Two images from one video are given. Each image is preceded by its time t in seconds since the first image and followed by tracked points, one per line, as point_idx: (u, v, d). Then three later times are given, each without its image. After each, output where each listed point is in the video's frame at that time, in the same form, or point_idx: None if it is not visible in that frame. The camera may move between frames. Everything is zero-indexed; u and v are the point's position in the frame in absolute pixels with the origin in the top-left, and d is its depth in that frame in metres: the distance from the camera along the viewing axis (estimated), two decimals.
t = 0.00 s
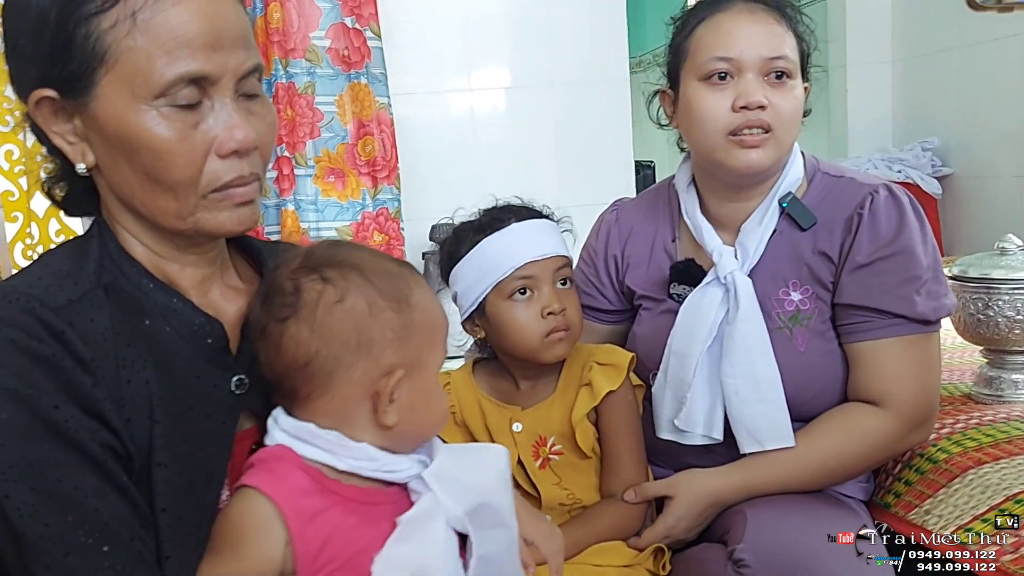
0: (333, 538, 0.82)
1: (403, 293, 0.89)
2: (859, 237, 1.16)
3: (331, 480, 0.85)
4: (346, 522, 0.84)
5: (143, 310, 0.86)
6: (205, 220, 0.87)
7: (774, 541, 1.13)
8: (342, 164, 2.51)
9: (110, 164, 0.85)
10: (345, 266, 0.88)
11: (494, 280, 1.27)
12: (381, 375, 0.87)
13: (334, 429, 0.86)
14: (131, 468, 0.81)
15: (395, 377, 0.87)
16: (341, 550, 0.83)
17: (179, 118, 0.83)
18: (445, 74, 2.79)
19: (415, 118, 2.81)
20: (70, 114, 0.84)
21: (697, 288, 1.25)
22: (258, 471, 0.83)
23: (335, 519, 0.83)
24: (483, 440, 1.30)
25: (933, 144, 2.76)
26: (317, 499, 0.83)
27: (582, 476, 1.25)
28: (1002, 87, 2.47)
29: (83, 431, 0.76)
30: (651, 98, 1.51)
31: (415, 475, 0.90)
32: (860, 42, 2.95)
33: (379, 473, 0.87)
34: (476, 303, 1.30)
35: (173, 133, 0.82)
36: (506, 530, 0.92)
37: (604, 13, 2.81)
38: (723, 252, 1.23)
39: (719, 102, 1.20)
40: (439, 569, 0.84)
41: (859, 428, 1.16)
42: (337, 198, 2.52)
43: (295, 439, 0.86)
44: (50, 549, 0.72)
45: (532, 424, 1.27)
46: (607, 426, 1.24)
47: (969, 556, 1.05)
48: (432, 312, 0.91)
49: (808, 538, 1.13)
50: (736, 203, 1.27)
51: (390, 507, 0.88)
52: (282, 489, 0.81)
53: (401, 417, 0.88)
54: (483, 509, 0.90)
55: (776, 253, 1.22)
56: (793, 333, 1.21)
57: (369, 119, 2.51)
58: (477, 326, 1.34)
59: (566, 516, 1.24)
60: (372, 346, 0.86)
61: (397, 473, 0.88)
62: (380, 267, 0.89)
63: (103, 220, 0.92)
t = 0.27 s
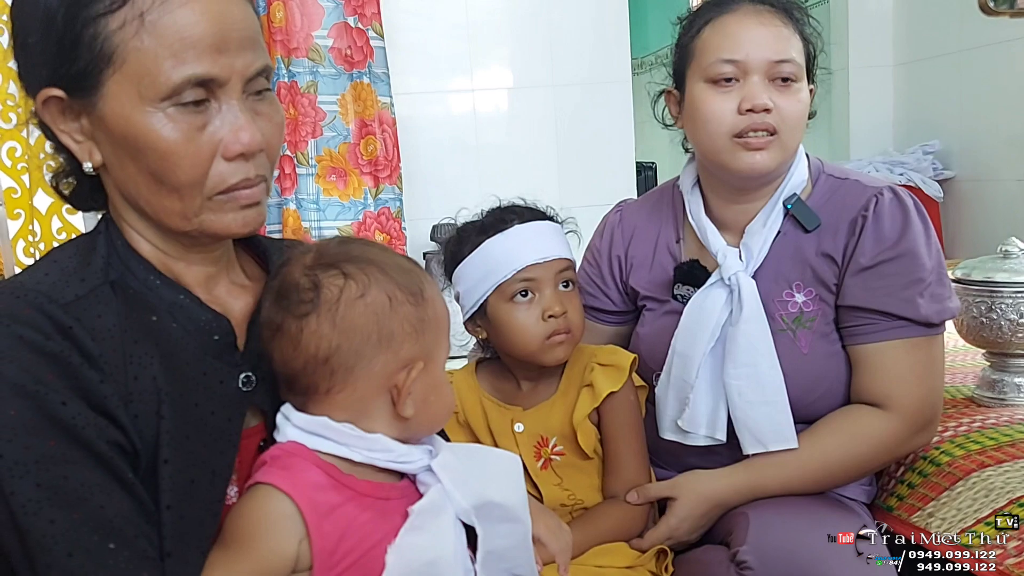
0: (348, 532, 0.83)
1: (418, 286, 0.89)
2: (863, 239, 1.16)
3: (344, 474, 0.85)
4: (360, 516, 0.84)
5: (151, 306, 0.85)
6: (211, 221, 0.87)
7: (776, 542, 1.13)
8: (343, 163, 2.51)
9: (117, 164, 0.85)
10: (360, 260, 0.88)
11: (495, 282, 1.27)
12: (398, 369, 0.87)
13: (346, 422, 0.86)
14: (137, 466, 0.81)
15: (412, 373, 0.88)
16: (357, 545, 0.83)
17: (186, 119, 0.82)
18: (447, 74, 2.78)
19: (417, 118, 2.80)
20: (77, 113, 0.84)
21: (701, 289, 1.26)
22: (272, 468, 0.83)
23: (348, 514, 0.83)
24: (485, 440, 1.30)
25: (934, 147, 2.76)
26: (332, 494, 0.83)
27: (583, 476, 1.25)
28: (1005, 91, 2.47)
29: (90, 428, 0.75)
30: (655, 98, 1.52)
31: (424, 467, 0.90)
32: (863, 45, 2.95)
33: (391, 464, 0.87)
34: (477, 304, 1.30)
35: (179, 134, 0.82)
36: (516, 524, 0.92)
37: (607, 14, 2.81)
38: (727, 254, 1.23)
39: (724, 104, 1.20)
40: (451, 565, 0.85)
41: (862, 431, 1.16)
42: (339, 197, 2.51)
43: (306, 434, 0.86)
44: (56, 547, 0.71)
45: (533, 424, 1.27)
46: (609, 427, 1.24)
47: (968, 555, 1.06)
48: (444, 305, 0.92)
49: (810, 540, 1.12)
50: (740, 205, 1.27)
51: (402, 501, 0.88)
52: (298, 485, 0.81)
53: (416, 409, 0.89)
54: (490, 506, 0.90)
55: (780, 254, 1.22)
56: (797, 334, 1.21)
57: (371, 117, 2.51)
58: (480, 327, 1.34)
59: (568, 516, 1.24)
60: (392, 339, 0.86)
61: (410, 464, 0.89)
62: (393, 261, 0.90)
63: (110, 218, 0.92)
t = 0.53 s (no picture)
0: (343, 531, 0.82)
1: (409, 287, 0.88)
2: (863, 241, 1.16)
3: (339, 473, 0.85)
4: (355, 516, 0.84)
5: (150, 305, 0.85)
6: (208, 224, 0.86)
7: (776, 542, 1.13)
8: (342, 163, 2.51)
9: (115, 165, 0.85)
10: (351, 260, 0.88)
11: (492, 282, 1.27)
12: (391, 369, 0.87)
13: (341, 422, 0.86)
14: (135, 465, 0.80)
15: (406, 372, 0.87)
16: (351, 544, 0.83)
17: (184, 123, 0.82)
18: (447, 73, 2.78)
19: (416, 117, 2.80)
20: (76, 114, 0.84)
21: (700, 288, 1.25)
22: (267, 467, 0.83)
23: (343, 513, 0.83)
24: (483, 441, 1.29)
25: (934, 149, 2.76)
26: (326, 493, 0.83)
27: (580, 477, 1.25)
28: (1006, 94, 2.47)
29: (89, 428, 0.75)
30: (657, 98, 1.52)
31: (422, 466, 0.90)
32: (863, 47, 2.95)
33: (386, 464, 0.87)
34: (474, 304, 1.30)
35: (177, 137, 0.82)
36: (512, 527, 0.92)
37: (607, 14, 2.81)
38: (727, 254, 1.23)
39: (723, 105, 1.20)
40: (447, 565, 0.85)
41: (860, 432, 1.16)
42: (338, 197, 2.51)
43: (302, 433, 0.85)
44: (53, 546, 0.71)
45: (530, 425, 1.27)
46: (606, 428, 1.24)
47: (968, 560, 1.05)
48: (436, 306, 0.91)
49: (807, 542, 1.12)
50: (740, 206, 1.26)
51: (397, 500, 0.88)
52: (293, 484, 0.81)
53: (413, 408, 0.89)
54: (485, 508, 0.90)
55: (779, 255, 1.22)
56: (796, 335, 1.20)
57: (370, 117, 2.51)
58: (476, 326, 1.34)
59: (564, 517, 1.24)
60: (382, 340, 0.86)
61: (405, 464, 0.88)
62: (384, 261, 0.89)
63: (109, 217, 0.92)
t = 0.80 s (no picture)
0: (345, 532, 0.83)
1: (410, 287, 0.88)
2: (863, 242, 1.16)
3: (340, 474, 0.85)
4: (356, 516, 0.84)
5: (148, 303, 0.85)
6: (205, 224, 0.87)
7: (774, 541, 1.13)
8: (343, 162, 2.51)
9: (112, 165, 0.85)
10: (350, 259, 0.87)
11: (489, 282, 1.27)
12: (390, 369, 0.87)
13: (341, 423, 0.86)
14: (134, 464, 0.80)
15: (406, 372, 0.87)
16: (352, 544, 0.83)
17: (181, 123, 0.82)
18: (448, 73, 2.78)
19: (417, 116, 2.80)
20: (73, 113, 0.84)
21: (701, 288, 1.26)
22: (269, 469, 0.83)
23: (344, 514, 0.83)
24: (480, 441, 1.29)
25: (934, 150, 2.75)
26: (328, 494, 0.83)
27: (577, 476, 1.25)
28: (1007, 96, 2.46)
29: (87, 425, 0.75)
30: (659, 97, 1.52)
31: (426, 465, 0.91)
32: (864, 48, 2.95)
33: (387, 464, 0.87)
34: (471, 304, 1.30)
35: (174, 138, 0.82)
36: (513, 528, 0.93)
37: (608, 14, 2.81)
38: (727, 254, 1.23)
39: (723, 105, 1.20)
40: (448, 565, 0.85)
41: (860, 432, 1.16)
42: (338, 196, 2.51)
43: (304, 433, 0.85)
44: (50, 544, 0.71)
45: (527, 425, 1.27)
46: (604, 427, 1.24)
47: (968, 563, 1.05)
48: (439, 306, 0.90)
49: (806, 542, 1.12)
50: (740, 205, 1.27)
51: (398, 499, 0.88)
52: (294, 487, 0.81)
53: (412, 407, 0.89)
54: (492, 507, 0.91)
55: (780, 255, 1.22)
56: (796, 336, 1.21)
57: (370, 117, 2.51)
58: (473, 325, 1.33)
59: (562, 517, 1.23)
60: (381, 341, 0.85)
61: (406, 463, 0.88)
62: (385, 260, 0.88)
63: (108, 216, 0.92)
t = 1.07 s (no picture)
0: (346, 531, 0.82)
1: (407, 287, 0.87)
2: (865, 243, 1.16)
3: (341, 474, 0.85)
4: (357, 516, 0.83)
5: (151, 303, 0.85)
6: (208, 222, 0.86)
7: (775, 542, 1.13)
8: (343, 162, 2.50)
9: (115, 163, 0.85)
10: (346, 259, 0.87)
11: (488, 281, 1.27)
12: (388, 369, 0.86)
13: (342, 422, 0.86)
14: (137, 463, 0.80)
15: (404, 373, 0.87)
16: (354, 543, 0.83)
17: (183, 122, 0.82)
18: (448, 73, 2.78)
19: (417, 116, 2.80)
20: (77, 112, 0.84)
21: (702, 288, 1.25)
22: (269, 469, 0.83)
23: (345, 514, 0.83)
24: (481, 440, 1.29)
25: (934, 151, 2.75)
26: (329, 494, 0.83)
27: (578, 476, 1.25)
28: (1007, 97, 2.46)
29: (91, 424, 0.75)
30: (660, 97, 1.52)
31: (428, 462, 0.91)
32: (864, 49, 2.95)
33: (389, 463, 0.87)
34: (471, 303, 1.30)
35: (176, 136, 0.82)
36: (516, 529, 0.93)
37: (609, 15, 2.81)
38: (728, 254, 1.23)
39: (724, 104, 1.20)
40: (448, 564, 0.85)
41: (861, 434, 1.16)
42: (338, 196, 2.51)
43: (305, 433, 0.85)
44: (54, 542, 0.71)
45: (528, 426, 1.27)
46: (604, 428, 1.24)
47: (970, 566, 1.05)
48: (437, 306, 0.90)
49: (807, 543, 1.12)
50: (741, 205, 1.27)
51: (400, 499, 0.88)
52: (295, 487, 0.81)
53: (412, 407, 0.89)
54: (495, 507, 0.92)
55: (781, 256, 1.22)
56: (797, 337, 1.21)
57: (370, 117, 2.51)
58: (473, 324, 1.33)
59: (562, 517, 1.23)
60: (378, 341, 0.85)
61: (407, 462, 0.88)
62: (383, 260, 0.88)
63: (111, 214, 0.92)
